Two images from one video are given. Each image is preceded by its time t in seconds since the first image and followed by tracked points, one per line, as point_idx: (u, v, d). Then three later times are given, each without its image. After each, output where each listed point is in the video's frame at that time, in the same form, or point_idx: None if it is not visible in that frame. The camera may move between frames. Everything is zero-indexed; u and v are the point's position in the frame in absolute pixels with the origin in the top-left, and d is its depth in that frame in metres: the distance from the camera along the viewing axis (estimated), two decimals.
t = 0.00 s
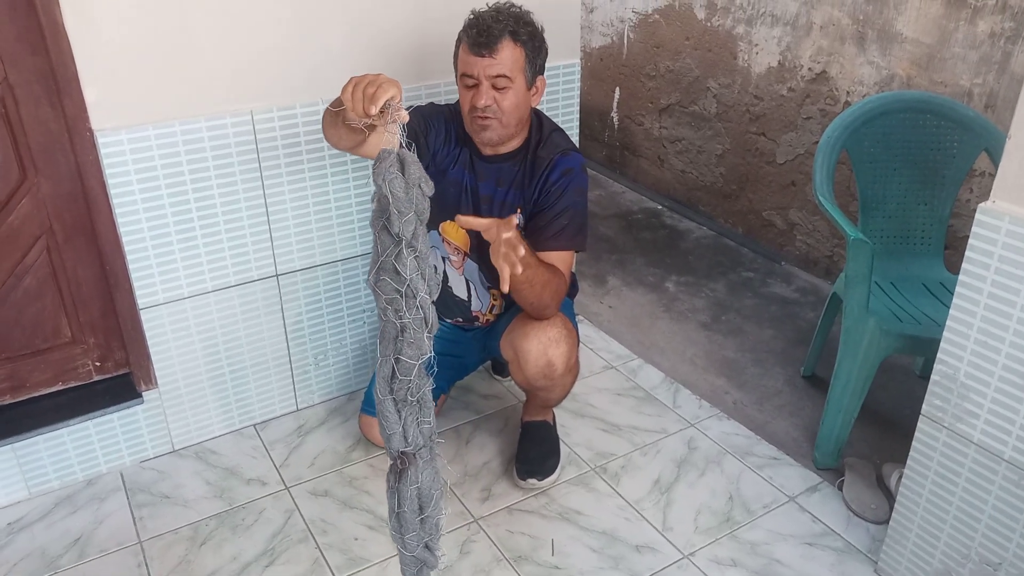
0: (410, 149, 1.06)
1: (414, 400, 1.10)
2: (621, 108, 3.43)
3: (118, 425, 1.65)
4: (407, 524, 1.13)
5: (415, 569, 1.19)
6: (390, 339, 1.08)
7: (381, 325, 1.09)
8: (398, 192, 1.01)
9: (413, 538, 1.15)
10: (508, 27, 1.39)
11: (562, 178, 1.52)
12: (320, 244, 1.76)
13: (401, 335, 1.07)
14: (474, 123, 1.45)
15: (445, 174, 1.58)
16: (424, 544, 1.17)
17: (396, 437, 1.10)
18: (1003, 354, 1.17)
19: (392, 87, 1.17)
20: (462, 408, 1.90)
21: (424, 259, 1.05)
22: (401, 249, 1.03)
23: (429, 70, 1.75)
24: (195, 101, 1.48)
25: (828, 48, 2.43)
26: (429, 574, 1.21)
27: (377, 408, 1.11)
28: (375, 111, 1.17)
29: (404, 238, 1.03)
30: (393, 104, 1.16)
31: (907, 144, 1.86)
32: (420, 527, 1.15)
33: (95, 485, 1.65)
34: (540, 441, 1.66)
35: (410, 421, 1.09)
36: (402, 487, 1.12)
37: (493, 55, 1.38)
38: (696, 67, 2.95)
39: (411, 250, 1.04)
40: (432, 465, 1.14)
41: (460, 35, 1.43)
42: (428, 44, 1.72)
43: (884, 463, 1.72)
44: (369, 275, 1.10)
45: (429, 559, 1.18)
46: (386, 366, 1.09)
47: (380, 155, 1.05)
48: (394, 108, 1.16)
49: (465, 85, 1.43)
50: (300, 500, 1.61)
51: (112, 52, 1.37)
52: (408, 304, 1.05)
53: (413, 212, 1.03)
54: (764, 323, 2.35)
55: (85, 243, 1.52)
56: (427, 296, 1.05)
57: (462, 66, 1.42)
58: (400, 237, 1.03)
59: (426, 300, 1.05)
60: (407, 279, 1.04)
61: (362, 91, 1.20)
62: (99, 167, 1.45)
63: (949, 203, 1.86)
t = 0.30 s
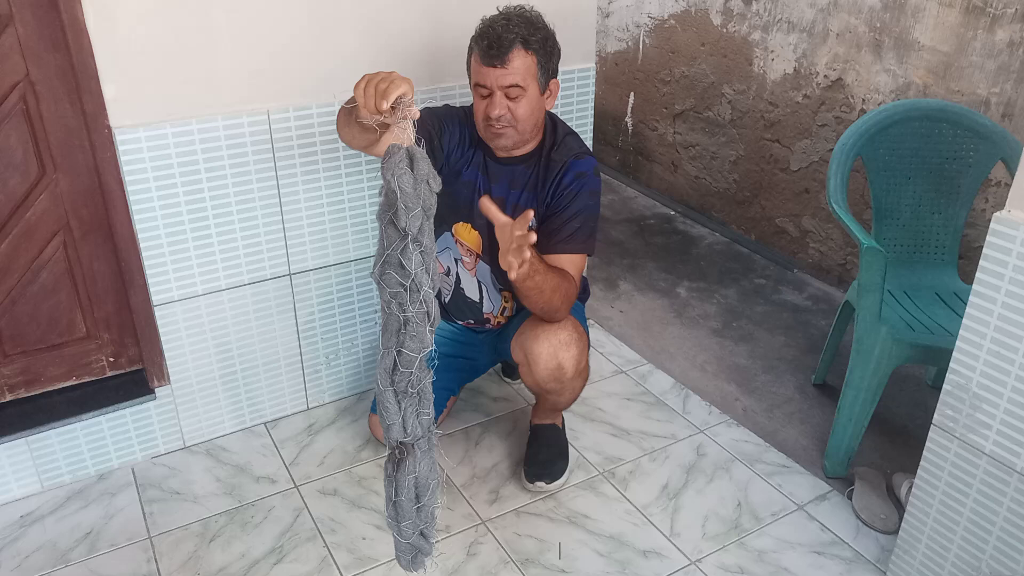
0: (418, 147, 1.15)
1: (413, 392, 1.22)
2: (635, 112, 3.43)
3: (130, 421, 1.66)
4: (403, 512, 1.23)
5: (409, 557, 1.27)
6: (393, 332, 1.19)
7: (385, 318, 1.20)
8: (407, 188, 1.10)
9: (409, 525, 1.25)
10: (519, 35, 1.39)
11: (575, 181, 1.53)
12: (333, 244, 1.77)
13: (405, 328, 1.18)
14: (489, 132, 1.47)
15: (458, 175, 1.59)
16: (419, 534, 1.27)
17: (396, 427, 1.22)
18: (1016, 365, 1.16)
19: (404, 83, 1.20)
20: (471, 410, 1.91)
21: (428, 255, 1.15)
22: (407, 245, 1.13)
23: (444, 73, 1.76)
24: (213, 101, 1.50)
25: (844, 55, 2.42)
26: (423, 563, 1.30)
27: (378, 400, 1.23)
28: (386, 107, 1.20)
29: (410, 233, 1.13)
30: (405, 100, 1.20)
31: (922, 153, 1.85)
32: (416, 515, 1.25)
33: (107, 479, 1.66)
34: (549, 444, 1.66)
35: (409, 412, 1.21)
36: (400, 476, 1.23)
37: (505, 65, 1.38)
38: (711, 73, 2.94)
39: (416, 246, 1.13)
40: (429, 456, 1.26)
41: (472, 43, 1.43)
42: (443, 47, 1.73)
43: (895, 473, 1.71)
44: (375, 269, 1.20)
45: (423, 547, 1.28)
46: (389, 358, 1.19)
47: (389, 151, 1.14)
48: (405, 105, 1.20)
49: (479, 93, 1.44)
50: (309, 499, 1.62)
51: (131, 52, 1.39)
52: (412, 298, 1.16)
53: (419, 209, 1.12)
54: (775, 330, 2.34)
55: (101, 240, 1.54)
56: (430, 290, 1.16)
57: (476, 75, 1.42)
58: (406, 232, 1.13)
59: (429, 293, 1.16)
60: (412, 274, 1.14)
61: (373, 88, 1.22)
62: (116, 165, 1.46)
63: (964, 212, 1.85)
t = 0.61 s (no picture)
0: (415, 134, 1.16)
1: (417, 377, 1.23)
2: (639, 115, 3.42)
3: (130, 419, 1.67)
4: (410, 494, 1.26)
5: (417, 536, 1.32)
6: (395, 318, 1.20)
7: (386, 305, 1.21)
8: (405, 177, 1.11)
9: (416, 506, 1.29)
10: (520, 42, 1.38)
11: (577, 181, 1.53)
12: (336, 244, 1.77)
13: (406, 315, 1.19)
14: (489, 136, 1.47)
15: (459, 176, 1.59)
16: (426, 513, 1.31)
17: (401, 412, 1.23)
18: (1018, 371, 1.16)
19: (400, 75, 1.20)
20: (472, 411, 1.91)
21: (428, 242, 1.16)
22: (407, 232, 1.14)
23: (447, 74, 1.76)
24: (216, 100, 1.50)
25: (849, 59, 2.41)
26: (431, 541, 1.35)
27: (382, 385, 1.23)
28: (383, 97, 1.21)
29: (409, 222, 1.14)
30: (401, 91, 1.20)
31: (926, 158, 1.85)
32: (423, 496, 1.28)
33: (107, 477, 1.66)
34: (548, 447, 1.66)
35: (414, 396, 1.22)
36: (406, 459, 1.25)
37: (505, 72, 1.38)
38: (716, 76, 2.94)
39: (416, 234, 1.14)
40: (434, 439, 1.28)
41: (473, 48, 1.42)
42: (446, 48, 1.73)
43: (896, 479, 1.70)
44: (375, 257, 1.20)
45: (431, 526, 1.32)
46: (391, 345, 1.20)
47: (388, 140, 1.14)
48: (401, 95, 1.20)
49: (479, 99, 1.43)
50: (308, 499, 1.61)
51: (135, 50, 1.39)
52: (413, 286, 1.17)
53: (418, 197, 1.13)
54: (778, 335, 2.33)
55: (103, 237, 1.54)
56: (430, 277, 1.17)
57: (476, 81, 1.42)
58: (406, 220, 1.13)
59: (429, 280, 1.17)
60: (412, 262, 1.15)
61: (370, 80, 1.24)
62: (119, 163, 1.47)
63: (968, 218, 1.84)
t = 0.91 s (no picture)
0: (427, 131, 1.18)
1: (429, 371, 1.24)
2: (646, 125, 3.44)
3: (139, 423, 1.68)
4: (423, 489, 1.27)
5: (429, 532, 1.33)
6: (407, 313, 1.21)
7: (399, 299, 1.22)
8: (417, 172, 1.13)
9: (429, 503, 1.30)
10: (534, 48, 1.39)
11: (581, 186, 1.53)
12: (344, 250, 1.78)
13: (419, 309, 1.19)
14: (497, 140, 1.47)
15: (467, 181, 1.60)
16: (438, 510, 1.31)
17: (414, 407, 1.24)
18: None
19: (411, 72, 1.21)
20: (479, 418, 1.91)
21: (440, 235, 1.17)
22: (419, 227, 1.15)
23: (457, 83, 1.78)
24: (229, 107, 1.52)
25: (856, 70, 2.42)
26: (443, 537, 1.35)
27: (395, 379, 1.24)
28: (395, 93, 1.21)
29: (421, 216, 1.15)
30: (412, 87, 1.20)
31: (933, 168, 1.85)
32: (436, 492, 1.29)
33: (115, 481, 1.68)
34: (555, 454, 1.66)
35: (426, 391, 1.23)
36: (419, 455, 1.26)
37: (518, 77, 1.39)
38: (723, 86, 2.95)
39: (428, 228, 1.15)
40: (446, 434, 1.29)
41: (486, 51, 1.43)
42: (456, 58, 1.75)
43: (903, 490, 1.70)
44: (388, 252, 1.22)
45: (443, 522, 1.33)
46: (404, 339, 1.22)
47: (400, 136, 1.16)
48: (414, 92, 1.20)
49: (489, 102, 1.44)
50: (315, 504, 1.62)
51: (149, 58, 1.41)
52: (425, 279, 1.18)
53: (430, 191, 1.15)
54: (784, 344, 2.33)
55: (115, 242, 1.56)
56: (442, 270, 1.18)
57: (487, 83, 1.42)
58: (418, 215, 1.15)
59: (441, 274, 1.18)
60: (425, 256, 1.16)
61: (382, 78, 1.23)
62: (131, 169, 1.48)
63: (975, 229, 1.84)
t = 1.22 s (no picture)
0: (447, 120, 1.16)
1: (449, 363, 1.20)
2: (658, 121, 3.42)
3: (150, 418, 1.69)
4: (442, 483, 1.28)
5: (448, 527, 1.34)
6: (428, 304, 1.18)
7: (419, 291, 1.19)
8: (438, 161, 1.12)
9: (448, 496, 1.31)
10: (565, 60, 1.38)
11: (588, 187, 1.53)
12: (354, 247, 1.79)
13: (439, 300, 1.17)
14: (516, 143, 1.47)
15: (477, 177, 1.60)
16: (457, 504, 1.33)
17: (434, 399, 1.21)
18: None
19: (431, 62, 1.20)
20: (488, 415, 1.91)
21: (460, 226, 1.17)
22: (440, 217, 1.15)
23: (467, 80, 1.77)
24: (240, 104, 1.53)
25: (870, 66, 2.40)
26: (462, 532, 1.37)
27: (414, 372, 1.21)
28: (414, 84, 1.21)
29: (442, 206, 1.15)
30: (432, 77, 1.20)
31: (948, 165, 1.83)
32: (455, 486, 1.30)
33: (127, 476, 1.69)
34: (563, 452, 1.66)
35: (446, 382, 1.20)
36: (438, 448, 1.25)
37: (546, 88, 1.38)
38: (736, 83, 2.93)
39: (449, 218, 1.15)
40: (466, 427, 1.27)
41: (516, 55, 1.41)
42: (467, 54, 1.75)
43: (915, 490, 1.68)
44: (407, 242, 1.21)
45: (462, 517, 1.34)
46: (424, 331, 1.18)
47: (420, 125, 1.15)
48: (432, 82, 1.20)
49: (512, 106, 1.43)
50: (324, 500, 1.63)
51: (160, 55, 1.42)
52: (445, 270, 1.17)
53: (451, 181, 1.14)
54: (796, 342, 2.32)
55: (126, 239, 1.57)
56: (462, 262, 1.18)
57: (513, 88, 1.41)
58: (439, 205, 1.14)
59: (461, 265, 1.17)
60: (445, 246, 1.16)
61: (402, 68, 1.23)
62: (142, 165, 1.49)
63: (990, 226, 1.82)
